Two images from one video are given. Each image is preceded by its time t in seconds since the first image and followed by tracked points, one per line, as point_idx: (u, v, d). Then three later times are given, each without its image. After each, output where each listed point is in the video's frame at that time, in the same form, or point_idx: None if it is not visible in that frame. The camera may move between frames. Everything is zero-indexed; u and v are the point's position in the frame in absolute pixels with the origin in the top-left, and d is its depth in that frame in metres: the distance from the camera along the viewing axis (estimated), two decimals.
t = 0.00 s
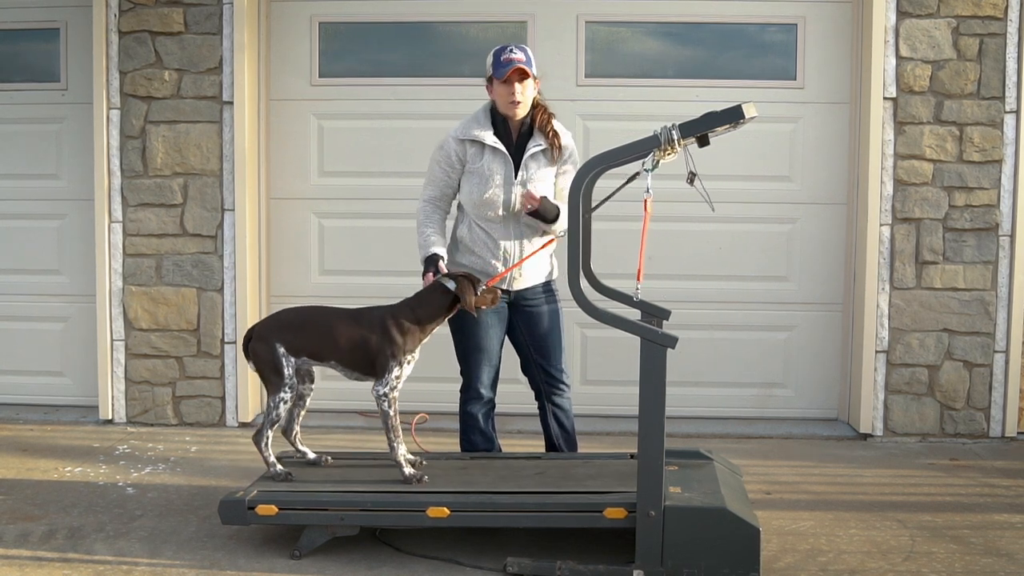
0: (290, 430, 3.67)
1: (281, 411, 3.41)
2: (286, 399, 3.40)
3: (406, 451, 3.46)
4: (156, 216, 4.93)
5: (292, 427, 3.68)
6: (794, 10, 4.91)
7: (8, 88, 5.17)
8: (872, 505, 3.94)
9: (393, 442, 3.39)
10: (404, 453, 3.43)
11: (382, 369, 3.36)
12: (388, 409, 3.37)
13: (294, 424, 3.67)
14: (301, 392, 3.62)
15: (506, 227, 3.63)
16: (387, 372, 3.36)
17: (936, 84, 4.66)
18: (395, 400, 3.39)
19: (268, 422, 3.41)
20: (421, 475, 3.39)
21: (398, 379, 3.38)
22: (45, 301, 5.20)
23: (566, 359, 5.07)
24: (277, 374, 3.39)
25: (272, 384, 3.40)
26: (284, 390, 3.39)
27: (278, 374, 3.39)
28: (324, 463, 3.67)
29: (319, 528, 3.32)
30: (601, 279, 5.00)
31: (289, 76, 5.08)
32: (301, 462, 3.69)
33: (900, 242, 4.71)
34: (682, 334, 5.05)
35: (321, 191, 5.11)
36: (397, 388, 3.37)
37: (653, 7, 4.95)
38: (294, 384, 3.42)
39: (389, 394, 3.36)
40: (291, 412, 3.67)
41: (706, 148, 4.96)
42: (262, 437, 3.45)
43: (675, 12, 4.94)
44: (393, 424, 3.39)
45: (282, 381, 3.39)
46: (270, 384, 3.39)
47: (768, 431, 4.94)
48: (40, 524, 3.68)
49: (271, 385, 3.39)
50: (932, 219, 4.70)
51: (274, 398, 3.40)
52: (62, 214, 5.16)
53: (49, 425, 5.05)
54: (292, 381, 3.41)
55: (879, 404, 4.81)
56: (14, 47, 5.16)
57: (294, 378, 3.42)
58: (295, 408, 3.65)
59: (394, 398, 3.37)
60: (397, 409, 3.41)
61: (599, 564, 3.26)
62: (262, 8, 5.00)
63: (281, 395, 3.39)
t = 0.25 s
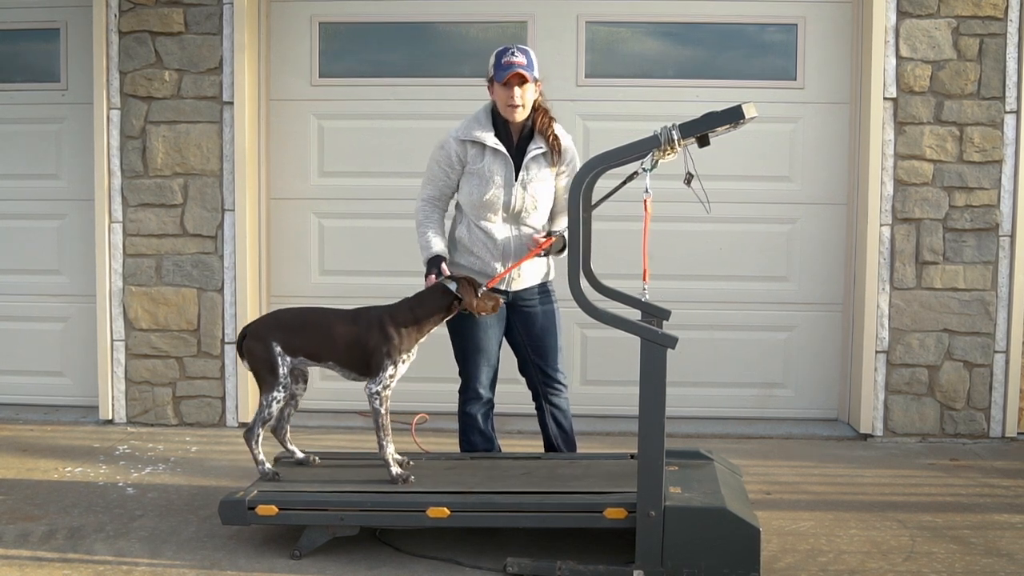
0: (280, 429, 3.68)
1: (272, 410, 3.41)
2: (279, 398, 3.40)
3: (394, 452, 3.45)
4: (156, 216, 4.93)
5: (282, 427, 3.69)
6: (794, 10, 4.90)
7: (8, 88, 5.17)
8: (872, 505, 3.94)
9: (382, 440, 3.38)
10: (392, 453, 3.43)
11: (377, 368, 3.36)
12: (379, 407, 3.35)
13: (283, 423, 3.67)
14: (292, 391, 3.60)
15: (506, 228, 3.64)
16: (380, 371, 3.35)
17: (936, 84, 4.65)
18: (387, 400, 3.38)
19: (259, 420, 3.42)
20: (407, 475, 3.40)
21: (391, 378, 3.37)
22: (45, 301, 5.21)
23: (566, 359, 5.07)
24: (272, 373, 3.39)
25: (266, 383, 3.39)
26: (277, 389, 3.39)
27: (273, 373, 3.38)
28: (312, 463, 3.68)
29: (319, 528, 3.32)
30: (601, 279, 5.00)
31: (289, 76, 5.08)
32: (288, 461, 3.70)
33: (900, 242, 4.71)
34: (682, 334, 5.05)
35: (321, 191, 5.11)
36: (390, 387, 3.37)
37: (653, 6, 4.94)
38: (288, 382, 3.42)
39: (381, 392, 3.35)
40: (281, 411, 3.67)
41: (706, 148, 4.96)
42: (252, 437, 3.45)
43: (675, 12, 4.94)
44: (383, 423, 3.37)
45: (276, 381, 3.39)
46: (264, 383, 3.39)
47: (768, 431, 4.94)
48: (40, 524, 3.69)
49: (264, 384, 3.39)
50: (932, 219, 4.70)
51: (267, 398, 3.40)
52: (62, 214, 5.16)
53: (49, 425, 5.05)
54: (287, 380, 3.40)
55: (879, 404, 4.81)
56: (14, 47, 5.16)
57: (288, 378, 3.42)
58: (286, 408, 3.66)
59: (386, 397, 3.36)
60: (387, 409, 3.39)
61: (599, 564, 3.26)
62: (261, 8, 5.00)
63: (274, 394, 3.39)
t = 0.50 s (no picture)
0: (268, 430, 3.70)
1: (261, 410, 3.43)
2: (268, 399, 3.43)
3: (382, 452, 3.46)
4: (156, 216, 4.93)
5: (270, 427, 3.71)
6: (794, 10, 4.91)
7: (8, 88, 5.17)
8: (872, 505, 3.94)
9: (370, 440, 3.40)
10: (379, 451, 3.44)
11: (367, 366, 3.36)
12: (367, 407, 3.36)
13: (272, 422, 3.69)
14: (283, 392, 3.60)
15: (509, 229, 3.64)
16: (371, 370, 3.36)
17: (936, 84, 4.66)
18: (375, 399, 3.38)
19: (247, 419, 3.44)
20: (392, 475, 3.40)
21: (381, 377, 3.37)
22: (45, 301, 5.20)
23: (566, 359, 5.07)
24: (263, 374, 3.40)
25: (255, 383, 3.41)
26: (267, 390, 3.41)
27: (264, 373, 3.40)
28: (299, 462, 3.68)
29: (319, 528, 3.32)
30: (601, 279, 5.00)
31: (289, 76, 5.08)
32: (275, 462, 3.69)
33: (900, 242, 4.71)
34: (682, 334, 5.05)
35: (321, 191, 5.11)
36: (379, 387, 3.38)
37: (653, 6, 4.94)
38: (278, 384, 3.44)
39: (369, 390, 3.36)
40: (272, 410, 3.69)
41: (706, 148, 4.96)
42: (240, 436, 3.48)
43: (675, 12, 4.94)
44: (371, 423, 3.38)
45: (267, 381, 3.40)
46: (255, 383, 3.40)
47: (768, 431, 4.94)
48: (40, 524, 3.69)
49: (254, 384, 3.41)
50: (932, 219, 4.70)
51: (257, 398, 3.42)
52: (62, 214, 5.16)
53: (48, 425, 5.05)
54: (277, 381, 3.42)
55: (879, 404, 4.81)
56: (14, 47, 5.16)
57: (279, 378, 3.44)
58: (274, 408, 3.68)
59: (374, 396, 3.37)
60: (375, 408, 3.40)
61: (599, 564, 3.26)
62: (262, 8, 5.00)
63: (263, 394, 3.41)
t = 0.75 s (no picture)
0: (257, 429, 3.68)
1: (286, 402, 3.40)
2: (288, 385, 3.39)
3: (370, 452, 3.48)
4: (156, 216, 4.93)
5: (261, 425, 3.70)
6: (794, 10, 4.91)
7: (8, 88, 5.17)
8: (872, 505, 3.94)
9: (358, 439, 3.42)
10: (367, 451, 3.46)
11: (361, 365, 3.35)
12: (356, 405, 3.38)
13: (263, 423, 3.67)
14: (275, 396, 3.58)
15: (509, 233, 3.65)
16: (362, 370, 3.36)
17: (936, 84, 4.65)
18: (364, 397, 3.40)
19: (281, 414, 3.42)
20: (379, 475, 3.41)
21: (372, 377, 3.38)
22: (45, 302, 5.20)
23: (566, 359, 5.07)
24: (271, 368, 3.37)
25: (270, 376, 3.38)
26: (286, 381, 3.38)
27: (269, 369, 3.37)
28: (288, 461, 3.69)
29: (319, 529, 3.32)
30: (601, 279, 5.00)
31: (289, 76, 5.08)
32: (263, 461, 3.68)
33: (900, 243, 4.71)
34: (682, 334, 5.05)
35: (321, 191, 5.11)
36: (368, 386, 3.39)
37: (653, 6, 4.94)
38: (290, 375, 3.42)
39: (360, 390, 3.38)
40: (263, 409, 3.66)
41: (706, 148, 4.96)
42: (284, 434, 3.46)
43: (675, 12, 4.94)
44: (360, 422, 3.41)
45: (279, 372, 3.38)
46: (267, 377, 3.37)
47: (768, 431, 4.94)
48: (40, 524, 3.69)
49: (270, 378, 3.37)
50: (932, 219, 4.70)
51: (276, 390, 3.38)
52: (63, 214, 5.16)
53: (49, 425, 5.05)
54: (289, 370, 3.40)
55: (879, 404, 4.81)
56: (14, 47, 5.16)
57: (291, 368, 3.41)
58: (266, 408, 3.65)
59: (364, 395, 3.39)
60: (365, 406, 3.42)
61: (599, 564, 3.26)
62: (262, 8, 5.00)
63: (282, 382, 3.38)
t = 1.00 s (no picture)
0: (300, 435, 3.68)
1: (285, 415, 3.39)
2: (286, 403, 3.38)
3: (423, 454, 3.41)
4: (156, 216, 4.93)
5: (303, 432, 3.68)
6: (794, 10, 4.91)
7: (8, 89, 5.17)
8: (872, 506, 3.94)
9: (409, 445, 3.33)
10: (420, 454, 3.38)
11: (376, 372, 3.33)
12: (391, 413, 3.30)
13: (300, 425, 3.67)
14: (303, 393, 3.59)
15: (506, 238, 3.64)
16: (382, 376, 3.32)
17: (936, 84, 4.66)
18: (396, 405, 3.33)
19: (276, 429, 3.40)
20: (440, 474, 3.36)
21: (395, 382, 3.34)
22: (45, 302, 5.20)
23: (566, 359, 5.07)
24: (273, 380, 3.36)
25: (270, 391, 3.37)
26: (284, 394, 3.37)
27: (274, 379, 3.36)
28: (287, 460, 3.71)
29: (319, 529, 3.31)
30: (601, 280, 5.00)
31: (289, 77, 5.08)
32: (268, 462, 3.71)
33: (900, 243, 4.71)
34: (682, 334, 5.05)
35: (321, 191, 5.11)
36: (395, 392, 3.33)
37: (653, 6, 4.94)
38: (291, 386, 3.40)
39: (388, 398, 3.31)
40: (297, 414, 3.65)
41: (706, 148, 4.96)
42: (275, 449, 3.44)
43: (675, 12, 4.94)
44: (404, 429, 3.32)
45: (280, 387, 3.37)
46: (267, 391, 3.37)
47: (768, 431, 4.94)
48: (40, 524, 3.69)
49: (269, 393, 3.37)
50: (932, 219, 4.70)
51: (274, 407, 3.38)
52: (62, 214, 5.16)
53: (49, 425, 5.05)
54: (289, 385, 3.38)
55: (879, 404, 4.81)
56: (14, 47, 5.16)
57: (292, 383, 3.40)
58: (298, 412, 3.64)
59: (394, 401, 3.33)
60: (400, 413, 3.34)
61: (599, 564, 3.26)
62: (262, 8, 5.00)
63: (281, 400, 3.36)
